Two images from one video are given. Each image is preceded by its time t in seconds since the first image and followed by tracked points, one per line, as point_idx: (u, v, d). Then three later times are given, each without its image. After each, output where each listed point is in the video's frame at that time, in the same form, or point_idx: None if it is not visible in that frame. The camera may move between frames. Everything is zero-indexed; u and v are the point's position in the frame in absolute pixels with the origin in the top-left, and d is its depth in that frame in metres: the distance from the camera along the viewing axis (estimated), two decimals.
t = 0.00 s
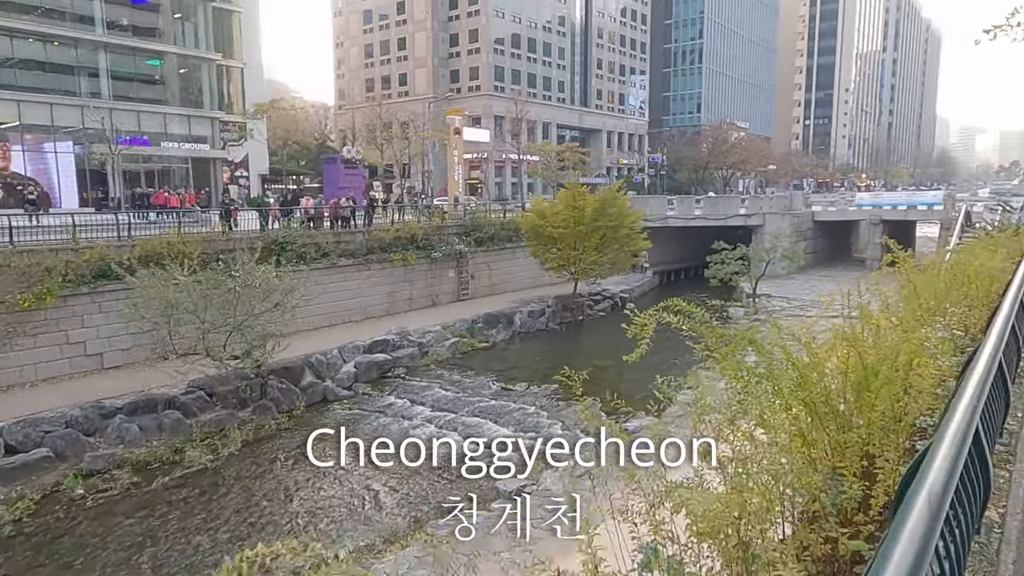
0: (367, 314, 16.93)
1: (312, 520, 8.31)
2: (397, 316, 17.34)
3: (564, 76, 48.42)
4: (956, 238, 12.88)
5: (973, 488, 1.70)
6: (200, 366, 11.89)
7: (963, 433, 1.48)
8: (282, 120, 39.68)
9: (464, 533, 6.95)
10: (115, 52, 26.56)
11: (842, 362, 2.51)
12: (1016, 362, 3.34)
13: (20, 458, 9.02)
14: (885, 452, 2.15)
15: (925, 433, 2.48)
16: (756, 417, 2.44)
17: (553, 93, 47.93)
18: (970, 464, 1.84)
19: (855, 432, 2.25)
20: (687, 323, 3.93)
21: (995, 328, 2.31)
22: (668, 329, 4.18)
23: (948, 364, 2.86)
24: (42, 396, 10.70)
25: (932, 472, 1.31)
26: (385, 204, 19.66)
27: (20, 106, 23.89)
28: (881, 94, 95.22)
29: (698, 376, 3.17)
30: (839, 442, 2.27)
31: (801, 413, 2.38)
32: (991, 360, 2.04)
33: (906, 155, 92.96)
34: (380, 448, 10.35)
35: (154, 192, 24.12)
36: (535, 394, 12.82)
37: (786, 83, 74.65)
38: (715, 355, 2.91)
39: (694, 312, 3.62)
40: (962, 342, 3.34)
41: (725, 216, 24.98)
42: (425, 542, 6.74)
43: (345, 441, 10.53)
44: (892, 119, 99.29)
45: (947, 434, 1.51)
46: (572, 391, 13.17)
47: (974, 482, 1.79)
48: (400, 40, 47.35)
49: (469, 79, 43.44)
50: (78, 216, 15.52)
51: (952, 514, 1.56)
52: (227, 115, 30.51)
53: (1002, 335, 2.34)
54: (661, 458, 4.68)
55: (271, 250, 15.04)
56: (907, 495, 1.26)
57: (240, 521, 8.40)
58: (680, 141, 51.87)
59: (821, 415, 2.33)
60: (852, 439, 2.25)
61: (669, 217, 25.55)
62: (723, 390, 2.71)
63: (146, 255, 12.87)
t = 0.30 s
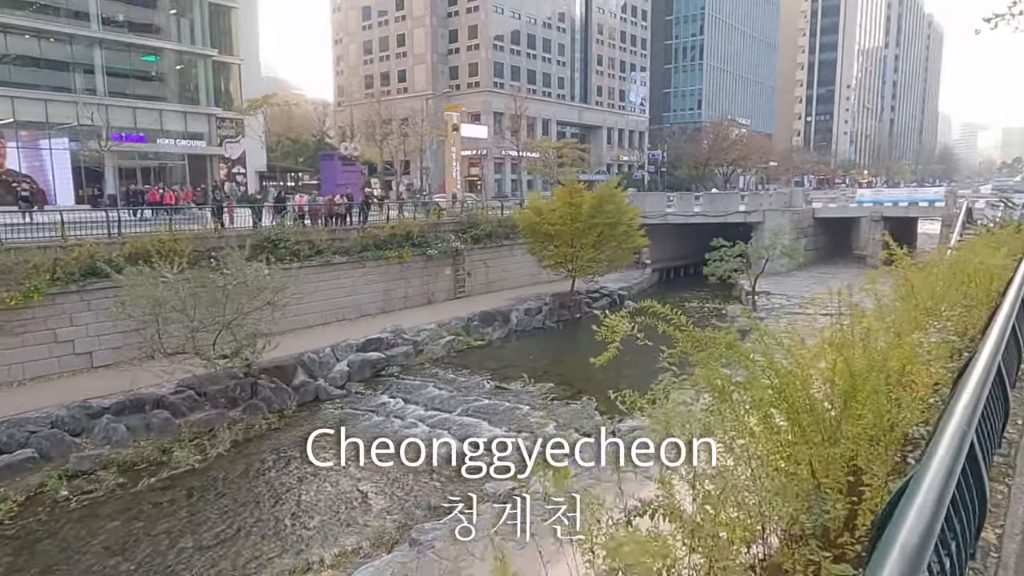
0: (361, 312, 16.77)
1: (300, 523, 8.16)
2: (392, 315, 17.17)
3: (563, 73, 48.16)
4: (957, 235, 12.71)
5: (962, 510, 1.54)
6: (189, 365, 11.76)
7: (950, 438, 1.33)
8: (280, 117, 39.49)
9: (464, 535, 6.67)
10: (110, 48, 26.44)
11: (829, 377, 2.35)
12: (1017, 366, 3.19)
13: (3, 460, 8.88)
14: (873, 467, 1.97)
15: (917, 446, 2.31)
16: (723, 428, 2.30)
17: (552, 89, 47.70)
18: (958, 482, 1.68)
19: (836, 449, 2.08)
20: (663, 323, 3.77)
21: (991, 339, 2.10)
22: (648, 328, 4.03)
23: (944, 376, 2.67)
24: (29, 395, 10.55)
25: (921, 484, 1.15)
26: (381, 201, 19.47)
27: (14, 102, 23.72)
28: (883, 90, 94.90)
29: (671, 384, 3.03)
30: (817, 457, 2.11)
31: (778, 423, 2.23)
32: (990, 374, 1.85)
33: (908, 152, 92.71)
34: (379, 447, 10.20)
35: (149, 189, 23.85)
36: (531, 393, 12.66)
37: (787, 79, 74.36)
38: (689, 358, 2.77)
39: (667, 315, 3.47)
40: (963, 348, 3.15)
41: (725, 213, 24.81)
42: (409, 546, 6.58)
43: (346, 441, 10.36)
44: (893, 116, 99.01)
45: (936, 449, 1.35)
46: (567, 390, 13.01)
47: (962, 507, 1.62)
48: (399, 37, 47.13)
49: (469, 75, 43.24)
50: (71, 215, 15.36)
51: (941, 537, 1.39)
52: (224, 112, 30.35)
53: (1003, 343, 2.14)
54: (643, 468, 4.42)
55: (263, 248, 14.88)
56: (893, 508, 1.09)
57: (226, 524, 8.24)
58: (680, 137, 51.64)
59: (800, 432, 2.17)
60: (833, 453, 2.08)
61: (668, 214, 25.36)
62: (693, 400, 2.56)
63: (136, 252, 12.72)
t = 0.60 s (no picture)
0: (356, 309, 16.63)
1: (286, 524, 8.03)
2: (387, 312, 17.02)
3: (565, 68, 47.89)
4: (959, 231, 12.52)
5: (953, 533, 1.40)
6: (177, 363, 11.61)
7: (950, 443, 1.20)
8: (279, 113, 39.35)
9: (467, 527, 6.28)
10: (106, 43, 26.32)
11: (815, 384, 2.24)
12: (1016, 370, 3.05)
13: None
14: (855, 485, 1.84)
15: (903, 460, 2.18)
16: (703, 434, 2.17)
17: (553, 85, 47.43)
18: (951, 501, 1.54)
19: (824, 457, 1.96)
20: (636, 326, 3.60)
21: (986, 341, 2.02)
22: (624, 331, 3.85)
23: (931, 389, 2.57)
24: (16, 394, 10.42)
25: (900, 497, 1.05)
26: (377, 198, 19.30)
27: (10, 98, 23.57)
28: (887, 87, 94.51)
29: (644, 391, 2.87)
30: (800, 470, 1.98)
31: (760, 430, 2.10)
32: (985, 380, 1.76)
33: (911, 149, 92.33)
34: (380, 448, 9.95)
35: (146, 185, 23.68)
36: (525, 391, 12.49)
37: (790, 75, 73.98)
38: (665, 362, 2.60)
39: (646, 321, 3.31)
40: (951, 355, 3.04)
41: (725, 209, 24.62)
42: (394, 552, 6.41)
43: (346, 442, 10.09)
44: (897, 112, 98.62)
45: (917, 467, 1.22)
46: (563, 388, 12.86)
47: (958, 523, 1.50)
48: (400, 32, 46.90)
49: (469, 71, 42.97)
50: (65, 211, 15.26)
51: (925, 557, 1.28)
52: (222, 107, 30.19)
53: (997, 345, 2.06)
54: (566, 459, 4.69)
55: (257, 244, 14.74)
56: (867, 526, 1.01)
57: (212, 525, 8.12)
58: (682, 134, 51.36)
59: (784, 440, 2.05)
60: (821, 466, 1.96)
61: (668, 210, 25.17)
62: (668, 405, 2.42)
63: (127, 248, 12.59)
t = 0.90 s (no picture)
0: (357, 304, 16.53)
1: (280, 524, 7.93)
2: (388, 307, 16.91)
3: (570, 61, 47.56)
4: (967, 226, 12.26)
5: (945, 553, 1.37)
6: (171, 360, 11.52)
7: (913, 502, 1.12)
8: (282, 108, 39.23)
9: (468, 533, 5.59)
10: (108, 38, 26.17)
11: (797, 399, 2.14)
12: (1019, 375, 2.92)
13: None
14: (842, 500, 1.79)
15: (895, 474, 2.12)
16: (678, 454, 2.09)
17: (558, 79, 47.07)
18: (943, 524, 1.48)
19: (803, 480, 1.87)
20: (613, 332, 3.53)
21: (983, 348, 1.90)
22: (601, 338, 3.76)
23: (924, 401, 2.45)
24: (11, 391, 10.36)
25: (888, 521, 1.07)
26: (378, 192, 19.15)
27: (11, 93, 23.49)
28: (896, 79, 93.57)
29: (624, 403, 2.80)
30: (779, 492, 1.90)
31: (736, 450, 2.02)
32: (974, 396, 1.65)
33: (920, 142, 91.46)
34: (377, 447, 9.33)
35: (148, 179, 23.63)
36: (525, 388, 12.35)
37: (798, 68, 73.31)
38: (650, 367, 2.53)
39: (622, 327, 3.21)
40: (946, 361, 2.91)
41: (730, 203, 24.37)
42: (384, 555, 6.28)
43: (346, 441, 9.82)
44: (906, 105, 97.69)
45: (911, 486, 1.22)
46: (563, 386, 12.70)
47: (941, 558, 1.41)
48: (404, 26, 46.65)
49: (473, 64, 42.71)
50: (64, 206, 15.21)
51: None
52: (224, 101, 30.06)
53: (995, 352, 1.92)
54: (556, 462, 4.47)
55: (255, 239, 14.65)
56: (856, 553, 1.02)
57: (206, 524, 8.02)
58: (688, 127, 50.96)
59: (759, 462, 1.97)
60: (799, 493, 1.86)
61: (672, 204, 24.94)
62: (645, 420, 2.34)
63: (123, 244, 12.49)
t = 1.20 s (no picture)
0: (359, 298, 16.43)
1: (276, 521, 7.86)
2: (391, 301, 16.80)
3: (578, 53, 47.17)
4: (979, 220, 11.98)
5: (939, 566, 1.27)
6: (168, 354, 11.43)
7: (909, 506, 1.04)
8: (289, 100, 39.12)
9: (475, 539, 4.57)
10: (113, 30, 26.09)
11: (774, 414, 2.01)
12: None
13: None
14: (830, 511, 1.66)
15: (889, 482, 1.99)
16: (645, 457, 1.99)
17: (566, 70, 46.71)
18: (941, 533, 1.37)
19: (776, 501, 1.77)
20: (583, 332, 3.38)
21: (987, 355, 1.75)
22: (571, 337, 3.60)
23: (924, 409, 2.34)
24: (10, 384, 10.33)
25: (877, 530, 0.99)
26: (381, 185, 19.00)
27: (17, 86, 23.47)
28: (910, 70, 92.41)
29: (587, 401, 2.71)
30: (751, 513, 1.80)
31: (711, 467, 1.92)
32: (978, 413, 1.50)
33: (933, 134, 90.38)
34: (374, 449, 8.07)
35: (153, 172, 23.67)
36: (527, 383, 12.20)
37: (809, 59, 72.49)
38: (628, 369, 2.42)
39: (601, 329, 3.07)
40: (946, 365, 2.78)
41: (738, 196, 24.07)
42: (376, 555, 6.15)
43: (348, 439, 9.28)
44: (920, 96, 96.51)
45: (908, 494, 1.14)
46: (566, 381, 12.55)
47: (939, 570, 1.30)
48: (411, 17, 46.39)
49: (481, 56, 42.44)
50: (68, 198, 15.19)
51: None
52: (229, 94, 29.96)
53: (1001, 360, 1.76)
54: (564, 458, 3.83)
55: (256, 233, 14.54)
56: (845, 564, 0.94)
57: (200, 520, 7.96)
58: (697, 119, 50.50)
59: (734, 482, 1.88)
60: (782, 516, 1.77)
61: (679, 197, 24.68)
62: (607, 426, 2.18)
63: (122, 237, 12.40)
